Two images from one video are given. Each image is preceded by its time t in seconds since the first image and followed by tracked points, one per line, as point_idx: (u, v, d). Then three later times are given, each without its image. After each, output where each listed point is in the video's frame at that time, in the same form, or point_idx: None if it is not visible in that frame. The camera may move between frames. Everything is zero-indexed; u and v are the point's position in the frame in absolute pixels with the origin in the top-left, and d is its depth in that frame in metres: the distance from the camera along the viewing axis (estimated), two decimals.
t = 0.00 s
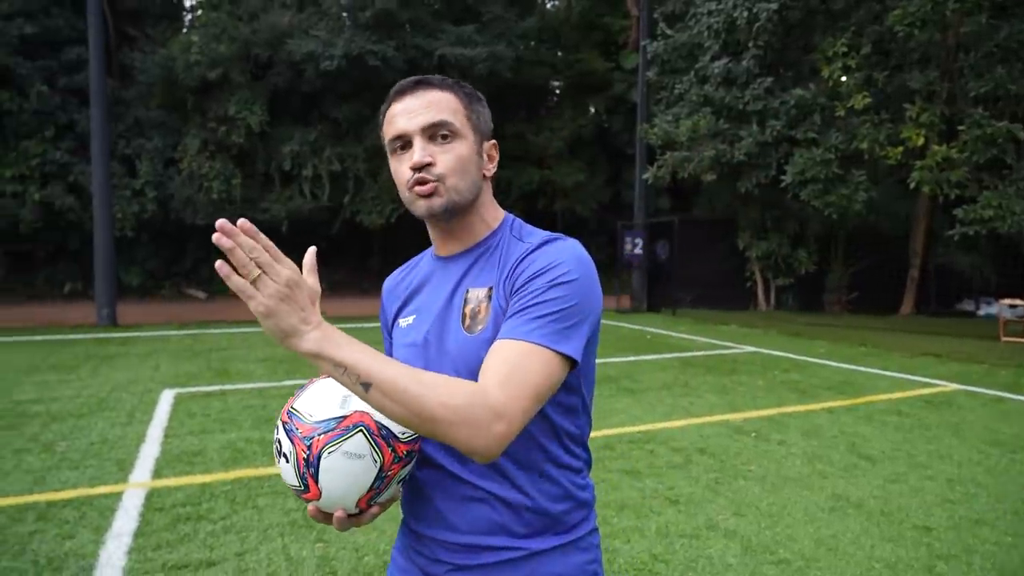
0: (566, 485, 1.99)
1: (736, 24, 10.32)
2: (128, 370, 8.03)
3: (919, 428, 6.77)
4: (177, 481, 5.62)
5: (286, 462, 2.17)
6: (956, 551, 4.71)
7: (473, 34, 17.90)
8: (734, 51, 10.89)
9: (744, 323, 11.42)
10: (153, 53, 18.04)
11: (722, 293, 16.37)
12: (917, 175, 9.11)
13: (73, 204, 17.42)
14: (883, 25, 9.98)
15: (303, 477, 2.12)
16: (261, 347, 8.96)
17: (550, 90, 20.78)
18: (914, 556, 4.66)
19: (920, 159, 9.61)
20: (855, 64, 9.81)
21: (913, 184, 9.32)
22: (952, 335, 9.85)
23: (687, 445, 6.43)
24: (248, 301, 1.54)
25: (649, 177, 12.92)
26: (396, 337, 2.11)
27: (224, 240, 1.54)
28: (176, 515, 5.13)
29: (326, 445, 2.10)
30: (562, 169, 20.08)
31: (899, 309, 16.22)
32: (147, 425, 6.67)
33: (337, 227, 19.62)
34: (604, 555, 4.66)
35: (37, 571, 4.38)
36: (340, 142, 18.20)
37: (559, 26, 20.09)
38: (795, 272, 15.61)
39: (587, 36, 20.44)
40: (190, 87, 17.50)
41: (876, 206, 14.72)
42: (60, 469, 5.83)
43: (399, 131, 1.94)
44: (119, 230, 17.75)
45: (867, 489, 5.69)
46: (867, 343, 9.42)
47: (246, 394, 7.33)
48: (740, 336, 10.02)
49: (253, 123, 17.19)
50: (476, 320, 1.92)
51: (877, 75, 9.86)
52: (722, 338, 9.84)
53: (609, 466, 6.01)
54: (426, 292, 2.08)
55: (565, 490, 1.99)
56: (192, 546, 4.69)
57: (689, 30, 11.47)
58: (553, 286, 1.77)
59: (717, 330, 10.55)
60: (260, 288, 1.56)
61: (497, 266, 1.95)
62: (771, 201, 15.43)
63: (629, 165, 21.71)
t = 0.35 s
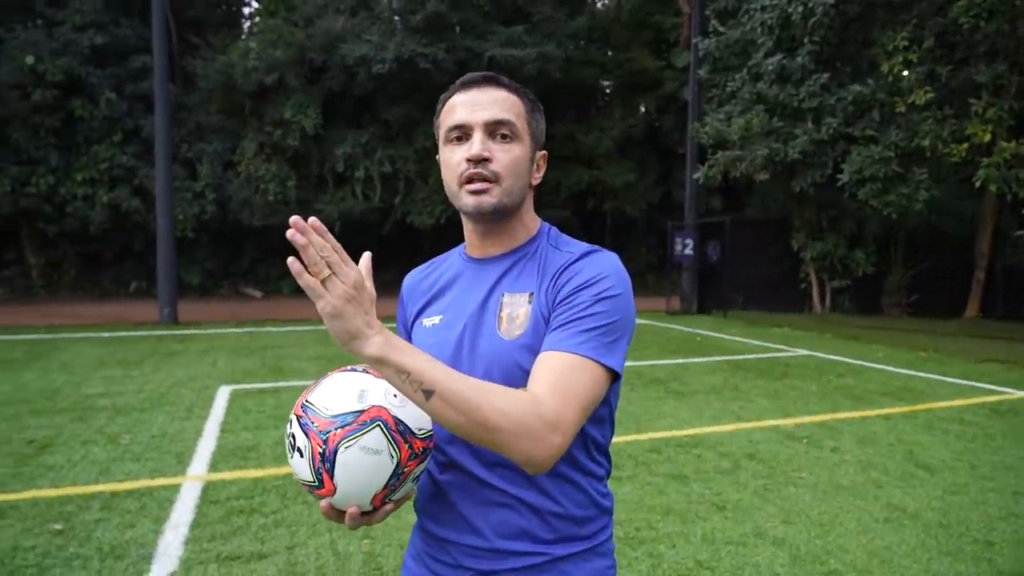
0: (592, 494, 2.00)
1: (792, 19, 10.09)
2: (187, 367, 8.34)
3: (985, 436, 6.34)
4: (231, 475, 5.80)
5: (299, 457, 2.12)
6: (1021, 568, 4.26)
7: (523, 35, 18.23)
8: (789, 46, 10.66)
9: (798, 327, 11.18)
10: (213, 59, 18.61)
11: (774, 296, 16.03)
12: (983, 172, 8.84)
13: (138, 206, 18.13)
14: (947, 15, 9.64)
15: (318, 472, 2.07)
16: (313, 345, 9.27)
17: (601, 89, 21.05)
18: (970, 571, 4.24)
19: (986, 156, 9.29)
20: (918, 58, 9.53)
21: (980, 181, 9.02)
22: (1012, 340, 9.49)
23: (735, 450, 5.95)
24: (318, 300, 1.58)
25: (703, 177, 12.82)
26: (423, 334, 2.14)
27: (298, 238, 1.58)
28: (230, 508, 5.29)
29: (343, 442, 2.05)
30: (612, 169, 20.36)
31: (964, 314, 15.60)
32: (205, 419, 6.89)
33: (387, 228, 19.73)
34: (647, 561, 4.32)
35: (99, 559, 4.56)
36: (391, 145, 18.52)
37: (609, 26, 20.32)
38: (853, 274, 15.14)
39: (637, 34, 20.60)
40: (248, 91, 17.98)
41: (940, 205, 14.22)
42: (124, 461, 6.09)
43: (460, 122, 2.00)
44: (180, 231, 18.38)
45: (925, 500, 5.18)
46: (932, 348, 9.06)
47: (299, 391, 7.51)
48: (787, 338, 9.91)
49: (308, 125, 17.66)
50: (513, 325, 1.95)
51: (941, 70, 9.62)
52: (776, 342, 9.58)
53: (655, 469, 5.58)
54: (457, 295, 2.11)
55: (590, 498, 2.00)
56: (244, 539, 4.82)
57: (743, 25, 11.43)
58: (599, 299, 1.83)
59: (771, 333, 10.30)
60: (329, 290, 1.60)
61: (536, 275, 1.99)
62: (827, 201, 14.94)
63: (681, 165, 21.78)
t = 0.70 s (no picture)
0: (627, 493, 2.02)
1: (842, 14, 10.14)
2: (236, 364, 8.60)
3: None
4: (276, 470, 5.92)
5: (346, 469, 2.02)
6: None
7: (566, 35, 18.33)
8: (839, 42, 10.64)
9: (848, 330, 11.03)
10: (263, 63, 19.03)
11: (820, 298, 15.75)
12: None
13: (192, 207, 18.50)
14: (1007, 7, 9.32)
15: (369, 485, 1.98)
16: (356, 345, 9.50)
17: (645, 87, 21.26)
18: None
19: None
20: (975, 51, 9.38)
21: None
22: None
23: (779, 455, 5.55)
24: (381, 316, 1.59)
25: (748, 176, 12.72)
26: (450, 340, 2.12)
27: (359, 255, 1.60)
28: (274, 502, 5.38)
29: (396, 450, 1.96)
30: (656, 169, 20.53)
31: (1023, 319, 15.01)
32: (251, 415, 7.05)
33: (431, 227, 19.81)
34: (682, 566, 4.03)
35: (150, 548, 4.69)
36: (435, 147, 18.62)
37: (653, 24, 20.58)
38: (904, 275, 14.78)
39: (682, 33, 20.94)
40: (296, 95, 18.35)
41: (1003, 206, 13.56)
42: (175, 455, 6.24)
43: (481, 129, 1.99)
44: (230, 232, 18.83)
45: (977, 510, 4.67)
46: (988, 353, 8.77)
47: (343, 389, 7.66)
48: (833, 340, 9.78)
49: (353, 128, 17.89)
50: (546, 330, 1.95)
51: (999, 64, 9.44)
52: (823, 345, 9.41)
53: (694, 473, 5.22)
54: (483, 300, 2.10)
55: (626, 496, 2.02)
56: (287, 533, 4.89)
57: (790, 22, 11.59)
58: (636, 301, 1.85)
59: (817, 337, 10.12)
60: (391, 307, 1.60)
61: (566, 279, 1.99)
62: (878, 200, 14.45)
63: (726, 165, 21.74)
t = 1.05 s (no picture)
0: (649, 484, 2.05)
1: (879, 11, 10.23)
2: (270, 362, 8.77)
3: None
4: (306, 468, 5.83)
5: (384, 483, 1.87)
6: None
7: (597, 35, 18.79)
8: (877, 39, 10.68)
9: (885, 331, 10.91)
10: (298, 67, 19.31)
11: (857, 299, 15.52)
12: None
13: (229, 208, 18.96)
14: None
15: (411, 496, 1.84)
16: (387, 345, 9.66)
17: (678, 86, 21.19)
18: None
19: None
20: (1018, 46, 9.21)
21: None
22: None
23: (809, 459, 5.45)
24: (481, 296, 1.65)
25: (781, 175, 12.59)
26: (465, 346, 2.03)
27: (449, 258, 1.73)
28: (305, 500, 5.24)
29: (440, 458, 1.83)
30: (688, 169, 20.31)
31: None
32: (284, 413, 7.13)
33: (463, 228, 19.96)
34: (710, 568, 3.85)
35: (185, 542, 4.59)
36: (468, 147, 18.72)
37: (687, 23, 20.52)
38: (943, 275, 14.56)
39: (716, 32, 20.77)
40: (330, 97, 18.63)
41: None
42: (210, 451, 6.26)
43: (491, 142, 1.95)
44: (267, 232, 19.09)
45: (1016, 518, 4.46)
46: None
47: (373, 388, 7.75)
48: (870, 343, 9.63)
49: (387, 129, 18.26)
50: (574, 329, 1.92)
51: None
52: (860, 348, 9.24)
53: (723, 475, 5.08)
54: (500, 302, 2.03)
55: (647, 487, 2.05)
56: (316, 530, 4.74)
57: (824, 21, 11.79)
58: (664, 297, 1.89)
59: (856, 340, 9.91)
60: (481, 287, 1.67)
61: (590, 277, 1.98)
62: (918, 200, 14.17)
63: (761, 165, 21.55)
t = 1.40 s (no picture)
0: (649, 478, 2.03)
1: (903, 8, 10.30)
2: (289, 361, 8.90)
3: None
4: (323, 465, 5.85)
5: (408, 467, 1.81)
6: None
7: (617, 35, 18.86)
8: (900, 36, 10.74)
9: (906, 332, 10.78)
10: (318, 68, 19.46)
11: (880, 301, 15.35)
12: None
13: (250, 209, 19.40)
14: None
15: (437, 478, 1.78)
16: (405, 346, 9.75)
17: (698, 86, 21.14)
18: None
19: None
20: None
21: None
22: None
23: (826, 461, 5.38)
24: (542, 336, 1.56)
25: (801, 175, 12.50)
26: (466, 348, 2.01)
27: (503, 301, 1.60)
28: (321, 496, 5.26)
29: (467, 439, 1.78)
30: (709, 169, 20.23)
31: None
32: (302, 411, 7.19)
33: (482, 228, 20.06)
34: (722, 568, 3.79)
35: (203, 537, 4.64)
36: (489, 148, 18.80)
37: (706, 22, 20.48)
38: (967, 276, 14.36)
39: (736, 31, 20.68)
40: (350, 98, 18.80)
41: None
42: (228, 448, 6.30)
43: (487, 152, 1.91)
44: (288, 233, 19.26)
45: None
46: None
47: (389, 386, 7.82)
48: (891, 344, 9.51)
49: (406, 130, 18.40)
50: (578, 327, 1.91)
51: None
52: (883, 350, 9.09)
53: (738, 476, 5.03)
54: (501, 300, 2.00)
55: (649, 479, 2.03)
56: (331, 526, 4.75)
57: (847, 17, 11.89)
58: (667, 296, 1.88)
59: (877, 342, 9.75)
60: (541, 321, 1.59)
61: (591, 278, 1.97)
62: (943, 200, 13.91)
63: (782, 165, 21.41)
